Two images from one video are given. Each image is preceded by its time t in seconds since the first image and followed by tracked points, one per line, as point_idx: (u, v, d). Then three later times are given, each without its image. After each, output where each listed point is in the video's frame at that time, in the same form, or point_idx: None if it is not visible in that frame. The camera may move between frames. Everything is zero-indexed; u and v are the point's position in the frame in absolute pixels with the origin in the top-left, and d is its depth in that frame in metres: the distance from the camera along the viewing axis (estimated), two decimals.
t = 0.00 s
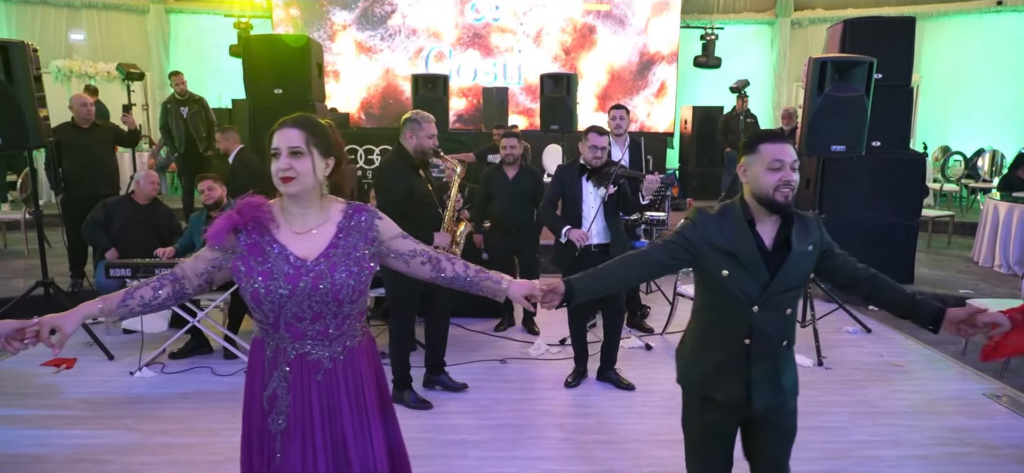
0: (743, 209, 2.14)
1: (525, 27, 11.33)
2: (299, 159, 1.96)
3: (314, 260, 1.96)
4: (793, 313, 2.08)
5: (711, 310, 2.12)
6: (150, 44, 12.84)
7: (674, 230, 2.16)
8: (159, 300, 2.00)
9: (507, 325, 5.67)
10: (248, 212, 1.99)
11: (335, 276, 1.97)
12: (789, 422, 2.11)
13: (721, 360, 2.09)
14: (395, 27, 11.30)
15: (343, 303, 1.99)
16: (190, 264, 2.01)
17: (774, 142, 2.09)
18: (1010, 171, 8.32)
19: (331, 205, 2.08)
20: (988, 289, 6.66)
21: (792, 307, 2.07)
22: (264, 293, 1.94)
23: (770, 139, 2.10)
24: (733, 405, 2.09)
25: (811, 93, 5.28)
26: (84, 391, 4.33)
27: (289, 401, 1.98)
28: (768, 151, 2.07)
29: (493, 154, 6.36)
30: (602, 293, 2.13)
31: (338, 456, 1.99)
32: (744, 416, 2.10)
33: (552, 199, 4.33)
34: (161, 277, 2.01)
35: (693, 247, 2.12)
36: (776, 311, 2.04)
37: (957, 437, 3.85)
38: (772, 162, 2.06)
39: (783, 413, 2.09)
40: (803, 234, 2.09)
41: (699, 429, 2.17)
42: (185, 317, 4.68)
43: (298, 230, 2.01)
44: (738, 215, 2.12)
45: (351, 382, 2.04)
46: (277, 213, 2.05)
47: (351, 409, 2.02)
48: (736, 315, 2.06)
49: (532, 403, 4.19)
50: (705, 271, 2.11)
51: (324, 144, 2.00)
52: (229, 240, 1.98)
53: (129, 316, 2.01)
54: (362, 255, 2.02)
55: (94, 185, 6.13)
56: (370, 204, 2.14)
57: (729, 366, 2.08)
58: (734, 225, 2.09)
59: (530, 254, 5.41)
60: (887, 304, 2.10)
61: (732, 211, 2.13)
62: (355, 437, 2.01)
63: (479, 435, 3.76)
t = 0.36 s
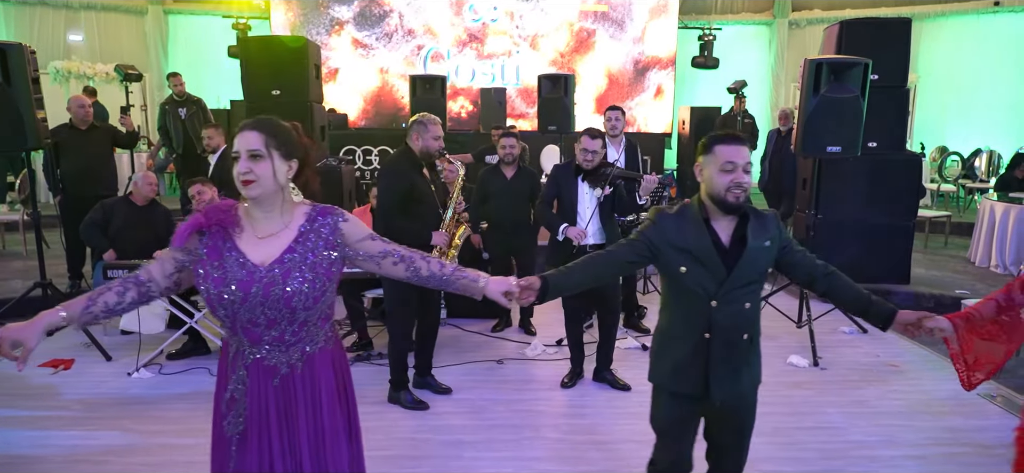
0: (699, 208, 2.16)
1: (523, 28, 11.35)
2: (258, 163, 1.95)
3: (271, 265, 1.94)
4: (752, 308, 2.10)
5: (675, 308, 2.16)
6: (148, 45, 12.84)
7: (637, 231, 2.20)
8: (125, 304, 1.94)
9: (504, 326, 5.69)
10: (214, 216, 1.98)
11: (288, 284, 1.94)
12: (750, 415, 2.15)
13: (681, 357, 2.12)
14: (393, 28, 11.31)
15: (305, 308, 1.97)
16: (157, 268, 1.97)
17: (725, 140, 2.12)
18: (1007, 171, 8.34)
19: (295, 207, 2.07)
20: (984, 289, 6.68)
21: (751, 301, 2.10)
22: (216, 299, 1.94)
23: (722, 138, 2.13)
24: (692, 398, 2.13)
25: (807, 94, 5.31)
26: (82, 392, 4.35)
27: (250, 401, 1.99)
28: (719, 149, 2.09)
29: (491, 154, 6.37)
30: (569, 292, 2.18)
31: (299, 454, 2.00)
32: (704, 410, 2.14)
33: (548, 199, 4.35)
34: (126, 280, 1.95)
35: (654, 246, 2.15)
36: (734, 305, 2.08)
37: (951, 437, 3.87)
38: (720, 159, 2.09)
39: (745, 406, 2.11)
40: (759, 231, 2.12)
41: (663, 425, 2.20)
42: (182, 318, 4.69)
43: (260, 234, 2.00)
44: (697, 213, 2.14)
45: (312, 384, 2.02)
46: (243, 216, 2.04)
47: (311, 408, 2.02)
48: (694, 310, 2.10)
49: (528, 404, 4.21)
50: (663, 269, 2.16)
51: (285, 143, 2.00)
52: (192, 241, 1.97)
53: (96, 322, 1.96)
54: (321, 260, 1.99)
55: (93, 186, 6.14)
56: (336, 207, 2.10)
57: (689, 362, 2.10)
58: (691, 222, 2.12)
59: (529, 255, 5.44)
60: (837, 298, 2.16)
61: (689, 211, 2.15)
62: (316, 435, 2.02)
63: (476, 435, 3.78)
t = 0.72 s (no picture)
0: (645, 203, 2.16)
1: (518, 28, 11.38)
2: (206, 161, 1.93)
3: (222, 260, 1.91)
4: (692, 297, 2.14)
5: (613, 299, 2.19)
6: (144, 46, 12.86)
7: (582, 221, 2.21)
8: (61, 302, 1.95)
9: (497, 325, 5.72)
10: (159, 212, 1.94)
11: (242, 278, 1.92)
12: (696, 399, 2.20)
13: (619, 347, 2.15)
14: (389, 28, 11.33)
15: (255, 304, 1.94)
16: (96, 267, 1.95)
17: (685, 145, 2.04)
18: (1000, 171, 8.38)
19: (244, 205, 2.04)
20: (976, 288, 6.72)
21: (691, 290, 2.13)
22: (167, 293, 1.90)
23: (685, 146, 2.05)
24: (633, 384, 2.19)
25: (798, 94, 5.34)
26: (75, 391, 4.37)
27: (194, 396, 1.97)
28: (674, 162, 2.03)
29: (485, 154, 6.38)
30: (509, 285, 2.20)
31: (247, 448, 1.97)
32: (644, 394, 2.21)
33: (539, 198, 4.36)
34: (62, 279, 1.95)
35: (598, 237, 2.17)
36: (674, 295, 2.10)
37: (939, 435, 3.90)
38: (671, 169, 2.05)
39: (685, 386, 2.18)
40: (701, 224, 2.15)
41: (607, 413, 2.26)
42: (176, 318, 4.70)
43: (208, 230, 1.96)
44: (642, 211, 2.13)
45: (260, 380, 2.00)
46: (189, 214, 2.00)
47: (260, 405, 1.99)
48: (632, 302, 2.13)
49: (519, 402, 4.23)
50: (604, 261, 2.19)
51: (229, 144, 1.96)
52: (136, 239, 1.93)
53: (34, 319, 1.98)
54: (274, 256, 1.99)
55: (87, 187, 6.16)
56: (287, 206, 2.09)
57: (626, 352, 2.14)
58: (636, 215, 2.13)
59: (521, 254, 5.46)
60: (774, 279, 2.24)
61: (636, 204, 2.15)
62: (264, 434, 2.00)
63: (466, 433, 3.80)
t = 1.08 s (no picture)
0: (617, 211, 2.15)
1: (514, 27, 11.39)
2: (161, 166, 1.90)
3: (183, 266, 1.90)
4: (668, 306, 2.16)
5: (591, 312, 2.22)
6: (140, 44, 12.86)
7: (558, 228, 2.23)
8: (15, 310, 1.90)
9: (490, 323, 5.73)
10: (116, 216, 1.93)
11: (202, 286, 1.90)
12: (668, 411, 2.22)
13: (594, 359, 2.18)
14: (385, 27, 11.33)
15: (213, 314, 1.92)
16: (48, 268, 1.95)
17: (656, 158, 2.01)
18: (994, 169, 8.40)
19: (207, 209, 2.03)
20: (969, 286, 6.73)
21: (666, 299, 2.16)
22: (124, 302, 1.88)
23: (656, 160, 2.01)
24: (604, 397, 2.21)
25: (789, 92, 5.36)
26: (67, 389, 4.38)
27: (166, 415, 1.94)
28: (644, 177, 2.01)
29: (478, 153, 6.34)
30: (485, 293, 2.21)
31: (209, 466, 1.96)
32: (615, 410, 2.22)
33: (530, 200, 4.33)
34: (18, 284, 1.91)
35: (573, 244, 2.19)
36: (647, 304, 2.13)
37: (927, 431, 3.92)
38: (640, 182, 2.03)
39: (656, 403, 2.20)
40: (677, 232, 2.14)
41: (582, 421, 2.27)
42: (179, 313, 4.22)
43: (169, 236, 1.96)
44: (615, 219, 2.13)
45: (223, 392, 1.97)
46: (150, 219, 1.99)
47: (221, 418, 1.96)
48: (609, 314, 2.16)
49: (509, 400, 4.25)
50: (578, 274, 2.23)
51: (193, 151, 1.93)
52: (93, 243, 1.92)
53: None
54: (237, 262, 1.97)
55: (81, 185, 6.18)
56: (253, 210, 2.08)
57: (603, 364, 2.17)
58: (606, 223, 2.14)
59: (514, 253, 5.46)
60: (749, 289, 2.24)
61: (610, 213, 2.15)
62: (226, 448, 1.96)
63: (456, 430, 3.82)
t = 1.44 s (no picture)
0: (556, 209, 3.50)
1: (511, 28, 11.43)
2: (118, 162, 2.19)
3: (138, 262, 2.17)
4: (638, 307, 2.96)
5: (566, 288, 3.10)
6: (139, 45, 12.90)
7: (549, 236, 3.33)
8: None
9: (484, 321, 5.67)
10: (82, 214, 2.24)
11: (157, 283, 2.17)
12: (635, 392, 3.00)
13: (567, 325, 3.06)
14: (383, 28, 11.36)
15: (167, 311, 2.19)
16: (14, 272, 2.33)
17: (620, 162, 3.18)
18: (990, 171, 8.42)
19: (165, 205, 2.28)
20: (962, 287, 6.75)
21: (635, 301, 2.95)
22: (81, 292, 2.18)
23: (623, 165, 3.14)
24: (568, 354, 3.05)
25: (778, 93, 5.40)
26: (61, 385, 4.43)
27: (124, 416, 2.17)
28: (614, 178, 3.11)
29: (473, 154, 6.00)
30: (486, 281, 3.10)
31: (199, 439, 2.28)
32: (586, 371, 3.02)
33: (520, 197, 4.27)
34: None
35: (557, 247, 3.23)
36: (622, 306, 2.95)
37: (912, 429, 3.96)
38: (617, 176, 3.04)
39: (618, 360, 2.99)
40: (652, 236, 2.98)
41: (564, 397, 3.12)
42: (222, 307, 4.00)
43: (130, 233, 2.22)
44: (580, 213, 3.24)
45: (179, 387, 2.22)
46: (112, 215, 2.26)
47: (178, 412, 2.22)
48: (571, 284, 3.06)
49: (499, 397, 4.29)
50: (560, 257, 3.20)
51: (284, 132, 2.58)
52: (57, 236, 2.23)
53: None
54: (195, 257, 2.25)
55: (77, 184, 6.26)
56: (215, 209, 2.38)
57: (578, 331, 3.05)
58: (578, 223, 3.23)
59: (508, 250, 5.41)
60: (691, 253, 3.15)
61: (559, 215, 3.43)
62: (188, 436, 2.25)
63: (445, 427, 3.86)
